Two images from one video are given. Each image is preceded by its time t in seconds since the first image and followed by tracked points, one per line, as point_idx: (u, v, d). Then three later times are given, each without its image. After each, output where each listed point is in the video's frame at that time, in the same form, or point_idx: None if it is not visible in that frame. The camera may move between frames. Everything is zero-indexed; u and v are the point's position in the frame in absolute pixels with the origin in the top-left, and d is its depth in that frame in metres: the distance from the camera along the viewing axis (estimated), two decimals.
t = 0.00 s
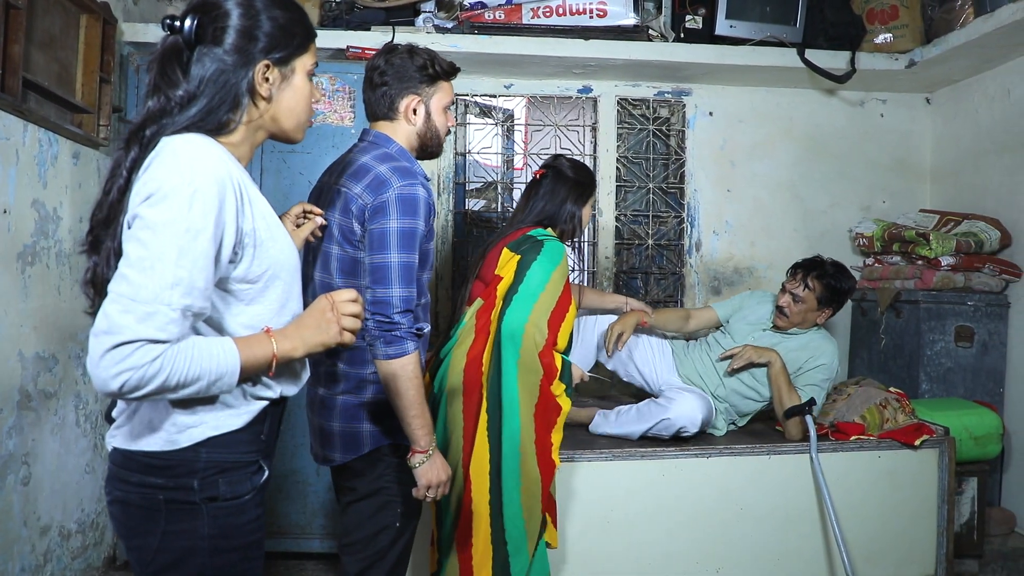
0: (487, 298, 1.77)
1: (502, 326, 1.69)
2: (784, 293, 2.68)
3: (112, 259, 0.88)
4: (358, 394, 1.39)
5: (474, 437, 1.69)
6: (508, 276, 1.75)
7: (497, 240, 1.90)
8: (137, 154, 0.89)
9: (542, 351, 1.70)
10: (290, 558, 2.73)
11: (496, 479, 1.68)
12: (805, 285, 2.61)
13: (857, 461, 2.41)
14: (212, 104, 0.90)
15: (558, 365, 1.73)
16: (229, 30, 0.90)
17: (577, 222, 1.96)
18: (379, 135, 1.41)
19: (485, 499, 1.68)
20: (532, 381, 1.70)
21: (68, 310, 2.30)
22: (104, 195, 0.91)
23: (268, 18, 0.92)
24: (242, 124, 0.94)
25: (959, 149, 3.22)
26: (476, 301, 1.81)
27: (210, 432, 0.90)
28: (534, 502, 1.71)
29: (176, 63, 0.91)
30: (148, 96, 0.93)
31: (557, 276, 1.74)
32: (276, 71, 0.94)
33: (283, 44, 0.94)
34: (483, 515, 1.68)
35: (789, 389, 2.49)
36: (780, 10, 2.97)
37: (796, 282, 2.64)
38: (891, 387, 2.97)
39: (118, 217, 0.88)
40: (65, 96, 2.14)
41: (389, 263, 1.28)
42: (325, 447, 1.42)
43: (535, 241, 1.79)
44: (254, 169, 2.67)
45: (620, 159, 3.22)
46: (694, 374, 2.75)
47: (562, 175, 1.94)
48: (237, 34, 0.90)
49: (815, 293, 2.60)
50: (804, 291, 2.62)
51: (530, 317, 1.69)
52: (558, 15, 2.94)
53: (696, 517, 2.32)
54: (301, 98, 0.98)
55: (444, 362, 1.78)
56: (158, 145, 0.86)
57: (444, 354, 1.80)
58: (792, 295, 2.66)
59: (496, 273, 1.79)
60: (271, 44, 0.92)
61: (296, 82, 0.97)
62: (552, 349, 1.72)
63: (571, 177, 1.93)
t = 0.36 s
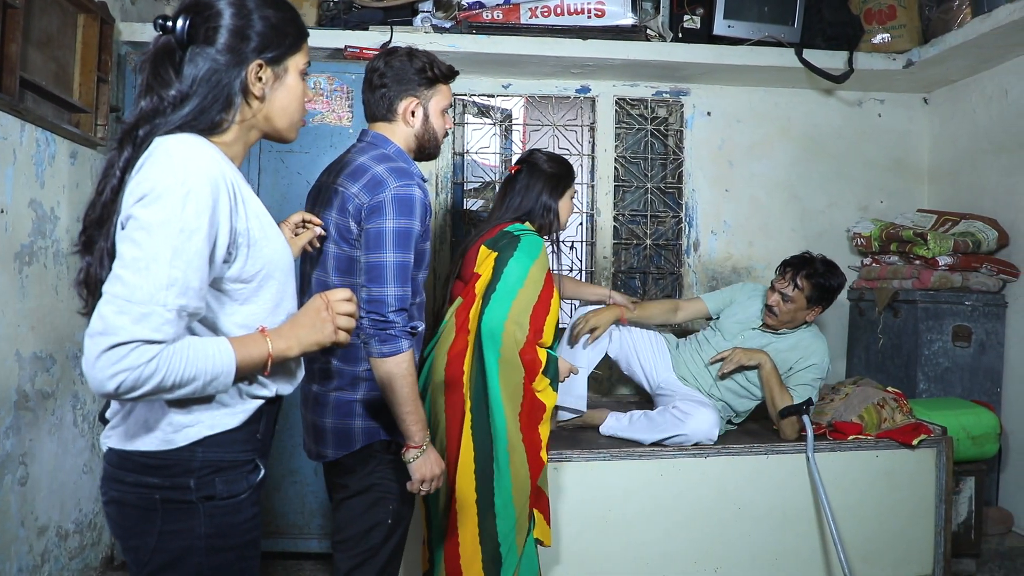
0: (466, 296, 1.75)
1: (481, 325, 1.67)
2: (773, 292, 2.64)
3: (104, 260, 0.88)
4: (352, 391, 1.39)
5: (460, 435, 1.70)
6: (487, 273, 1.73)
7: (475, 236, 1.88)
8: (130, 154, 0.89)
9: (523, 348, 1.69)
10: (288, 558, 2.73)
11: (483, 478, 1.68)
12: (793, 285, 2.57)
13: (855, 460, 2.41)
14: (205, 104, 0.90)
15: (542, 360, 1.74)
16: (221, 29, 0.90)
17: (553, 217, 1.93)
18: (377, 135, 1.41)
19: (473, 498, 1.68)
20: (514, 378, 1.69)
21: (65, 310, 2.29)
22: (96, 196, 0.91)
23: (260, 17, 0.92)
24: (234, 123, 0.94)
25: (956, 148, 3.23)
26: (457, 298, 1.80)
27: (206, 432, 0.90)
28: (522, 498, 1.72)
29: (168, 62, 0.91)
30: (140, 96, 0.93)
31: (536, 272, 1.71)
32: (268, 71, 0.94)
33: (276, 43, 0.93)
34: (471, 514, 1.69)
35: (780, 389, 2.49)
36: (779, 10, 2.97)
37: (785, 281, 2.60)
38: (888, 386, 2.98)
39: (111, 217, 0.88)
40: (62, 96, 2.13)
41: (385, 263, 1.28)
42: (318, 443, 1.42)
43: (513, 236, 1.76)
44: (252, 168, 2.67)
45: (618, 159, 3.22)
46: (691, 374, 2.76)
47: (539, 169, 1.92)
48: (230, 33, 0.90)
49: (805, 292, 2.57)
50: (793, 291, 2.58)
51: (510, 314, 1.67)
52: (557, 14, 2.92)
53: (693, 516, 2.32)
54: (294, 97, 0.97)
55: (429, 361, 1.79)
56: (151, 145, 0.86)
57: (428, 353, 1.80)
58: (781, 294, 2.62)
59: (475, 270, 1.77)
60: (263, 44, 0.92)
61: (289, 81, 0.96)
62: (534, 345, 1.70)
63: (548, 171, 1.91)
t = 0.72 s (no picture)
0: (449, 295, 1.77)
1: (462, 323, 1.68)
2: (763, 295, 2.62)
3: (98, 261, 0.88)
4: (347, 391, 1.39)
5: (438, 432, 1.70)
6: (469, 272, 1.74)
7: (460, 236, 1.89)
8: (124, 156, 0.89)
9: (504, 346, 1.68)
10: (286, 558, 2.73)
11: (459, 475, 1.68)
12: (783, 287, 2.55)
13: (851, 460, 2.42)
14: (199, 106, 0.90)
15: (527, 359, 1.71)
16: (217, 32, 0.90)
17: (539, 214, 1.93)
18: (374, 136, 1.41)
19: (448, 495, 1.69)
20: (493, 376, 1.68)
21: (61, 310, 2.29)
22: (90, 196, 0.91)
23: (255, 21, 0.92)
24: (229, 125, 0.93)
25: (952, 148, 3.24)
26: (442, 298, 1.82)
27: (203, 429, 0.90)
28: (501, 499, 1.70)
29: (164, 65, 0.91)
30: (134, 98, 0.93)
31: (518, 270, 1.71)
32: (263, 74, 0.94)
33: (270, 47, 0.93)
34: (447, 510, 1.69)
35: (775, 389, 2.50)
36: (776, 10, 2.97)
37: (774, 284, 2.58)
38: (885, 386, 2.98)
39: (104, 218, 0.88)
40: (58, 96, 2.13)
41: (380, 266, 1.28)
42: (312, 444, 1.42)
43: (497, 235, 1.77)
44: (249, 169, 2.66)
45: (615, 160, 3.23)
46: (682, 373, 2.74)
47: (525, 167, 1.92)
48: (225, 37, 0.90)
49: (795, 295, 2.55)
50: (784, 293, 2.56)
51: (490, 312, 1.67)
52: (553, 14, 2.93)
53: (690, 515, 2.33)
54: (288, 100, 0.97)
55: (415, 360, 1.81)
56: (145, 145, 0.86)
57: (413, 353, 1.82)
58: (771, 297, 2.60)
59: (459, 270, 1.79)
60: (259, 47, 0.92)
61: (283, 84, 0.96)
62: (516, 344, 1.69)
63: (534, 169, 1.91)
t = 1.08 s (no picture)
0: (439, 295, 1.76)
1: (450, 324, 1.67)
2: (766, 295, 2.62)
3: (96, 263, 0.88)
4: (346, 394, 1.40)
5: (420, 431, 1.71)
6: (459, 273, 1.73)
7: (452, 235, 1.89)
8: (123, 157, 0.89)
9: (492, 350, 1.67)
10: (285, 559, 2.72)
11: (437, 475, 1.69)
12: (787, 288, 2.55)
13: (850, 460, 2.42)
14: (200, 109, 0.90)
15: (515, 363, 1.71)
16: (219, 35, 0.90)
17: (532, 216, 1.93)
18: (375, 138, 1.41)
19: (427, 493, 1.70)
20: (480, 379, 1.68)
21: (60, 311, 2.29)
22: (89, 198, 0.90)
23: (257, 24, 0.92)
24: (229, 128, 0.93)
25: (950, 150, 3.24)
26: (432, 297, 1.81)
27: (202, 430, 0.90)
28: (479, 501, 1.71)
29: (165, 67, 0.91)
30: (134, 100, 0.92)
31: (508, 273, 1.70)
32: (264, 77, 0.94)
33: (273, 51, 0.93)
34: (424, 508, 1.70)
35: (774, 390, 2.50)
36: (775, 11, 2.98)
37: (778, 284, 2.57)
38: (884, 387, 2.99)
39: (102, 220, 0.88)
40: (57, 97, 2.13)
41: (384, 272, 1.28)
42: (310, 447, 1.42)
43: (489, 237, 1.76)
44: (248, 170, 2.66)
45: (614, 160, 3.23)
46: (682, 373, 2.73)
47: (520, 168, 1.92)
48: (227, 40, 0.90)
49: (798, 295, 2.55)
50: (787, 294, 2.56)
51: (479, 315, 1.66)
52: (552, 15, 2.91)
53: (689, 516, 2.33)
54: (289, 104, 0.97)
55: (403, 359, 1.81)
56: (143, 148, 0.86)
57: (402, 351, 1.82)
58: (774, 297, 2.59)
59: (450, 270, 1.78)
60: (261, 50, 0.92)
61: (284, 88, 0.96)
62: (504, 348, 1.69)
63: (529, 170, 1.91)
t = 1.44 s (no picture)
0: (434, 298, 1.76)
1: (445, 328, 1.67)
2: (772, 293, 2.62)
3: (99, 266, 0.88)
4: (349, 398, 1.40)
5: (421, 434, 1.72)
6: (452, 275, 1.73)
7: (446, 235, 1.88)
8: (126, 160, 0.89)
9: (488, 352, 1.68)
10: (286, 562, 2.72)
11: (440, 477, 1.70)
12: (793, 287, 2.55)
13: (851, 462, 2.42)
14: (204, 113, 0.90)
15: (512, 364, 1.71)
16: (222, 38, 0.90)
17: (526, 218, 1.93)
18: (384, 140, 1.41)
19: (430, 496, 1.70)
20: (477, 382, 1.68)
21: (61, 314, 2.29)
22: (91, 201, 0.90)
23: (260, 27, 0.92)
24: (231, 131, 0.93)
25: (950, 151, 3.24)
26: (426, 300, 1.81)
27: (204, 432, 0.90)
28: (482, 502, 1.71)
29: (167, 70, 0.91)
30: (137, 103, 0.92)
31: (502, 274, 1.70)
32: (266, 80, 0.94)
33: (276, 53, 0.93)
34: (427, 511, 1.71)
35: (774, 392, 2.49)
36: (775, 13, 2.99)
37: (784, 283, 2.57)
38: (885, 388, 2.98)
39: (104, 223, 0.88)
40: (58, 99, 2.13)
41: (393, 277, 1.28)
42: (312, 452, 1.42)
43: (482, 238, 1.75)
44: (248, 172, 2.66)
45: (615, 162, 3.23)
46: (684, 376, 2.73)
47: (518, 169, 1.92)
48: (230, 43, 0.90)
49: (804, 295, 2.55)
50: (793, 293, 2.56)
51: (474, 318, 1.66)
52: (553, 17, 2.89)
53: (690, 518, 2.32)
54: (292, 107, 0.97)
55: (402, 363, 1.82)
56: (145, 151, 0.86)
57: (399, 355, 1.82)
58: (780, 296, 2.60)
59: (443, 271, 1.78)
60: (264, 54, 0.92)
61: (287, 91, 0.96)
62: (500, 349, 1.69)
63: (526, 172, 1.91)
